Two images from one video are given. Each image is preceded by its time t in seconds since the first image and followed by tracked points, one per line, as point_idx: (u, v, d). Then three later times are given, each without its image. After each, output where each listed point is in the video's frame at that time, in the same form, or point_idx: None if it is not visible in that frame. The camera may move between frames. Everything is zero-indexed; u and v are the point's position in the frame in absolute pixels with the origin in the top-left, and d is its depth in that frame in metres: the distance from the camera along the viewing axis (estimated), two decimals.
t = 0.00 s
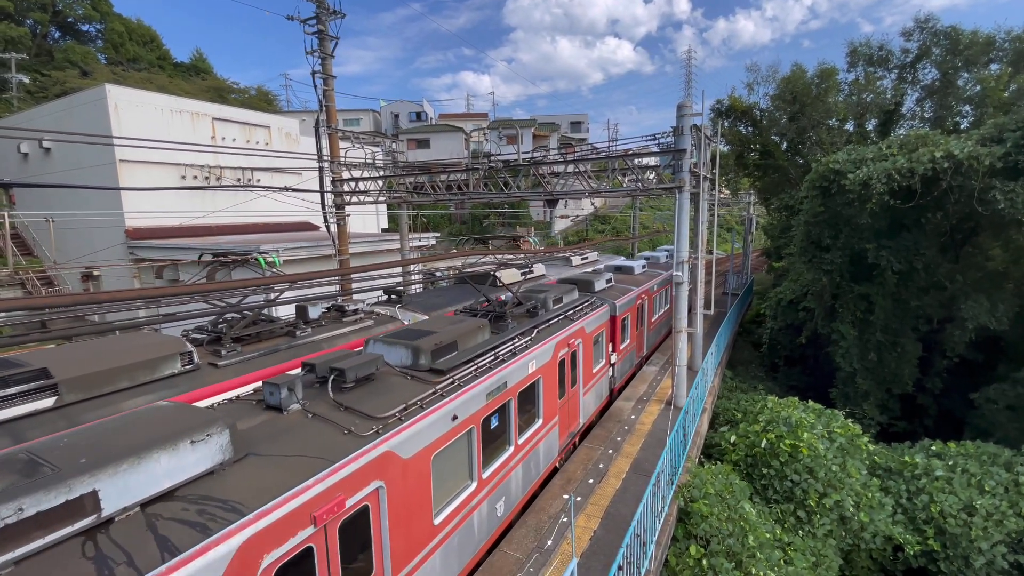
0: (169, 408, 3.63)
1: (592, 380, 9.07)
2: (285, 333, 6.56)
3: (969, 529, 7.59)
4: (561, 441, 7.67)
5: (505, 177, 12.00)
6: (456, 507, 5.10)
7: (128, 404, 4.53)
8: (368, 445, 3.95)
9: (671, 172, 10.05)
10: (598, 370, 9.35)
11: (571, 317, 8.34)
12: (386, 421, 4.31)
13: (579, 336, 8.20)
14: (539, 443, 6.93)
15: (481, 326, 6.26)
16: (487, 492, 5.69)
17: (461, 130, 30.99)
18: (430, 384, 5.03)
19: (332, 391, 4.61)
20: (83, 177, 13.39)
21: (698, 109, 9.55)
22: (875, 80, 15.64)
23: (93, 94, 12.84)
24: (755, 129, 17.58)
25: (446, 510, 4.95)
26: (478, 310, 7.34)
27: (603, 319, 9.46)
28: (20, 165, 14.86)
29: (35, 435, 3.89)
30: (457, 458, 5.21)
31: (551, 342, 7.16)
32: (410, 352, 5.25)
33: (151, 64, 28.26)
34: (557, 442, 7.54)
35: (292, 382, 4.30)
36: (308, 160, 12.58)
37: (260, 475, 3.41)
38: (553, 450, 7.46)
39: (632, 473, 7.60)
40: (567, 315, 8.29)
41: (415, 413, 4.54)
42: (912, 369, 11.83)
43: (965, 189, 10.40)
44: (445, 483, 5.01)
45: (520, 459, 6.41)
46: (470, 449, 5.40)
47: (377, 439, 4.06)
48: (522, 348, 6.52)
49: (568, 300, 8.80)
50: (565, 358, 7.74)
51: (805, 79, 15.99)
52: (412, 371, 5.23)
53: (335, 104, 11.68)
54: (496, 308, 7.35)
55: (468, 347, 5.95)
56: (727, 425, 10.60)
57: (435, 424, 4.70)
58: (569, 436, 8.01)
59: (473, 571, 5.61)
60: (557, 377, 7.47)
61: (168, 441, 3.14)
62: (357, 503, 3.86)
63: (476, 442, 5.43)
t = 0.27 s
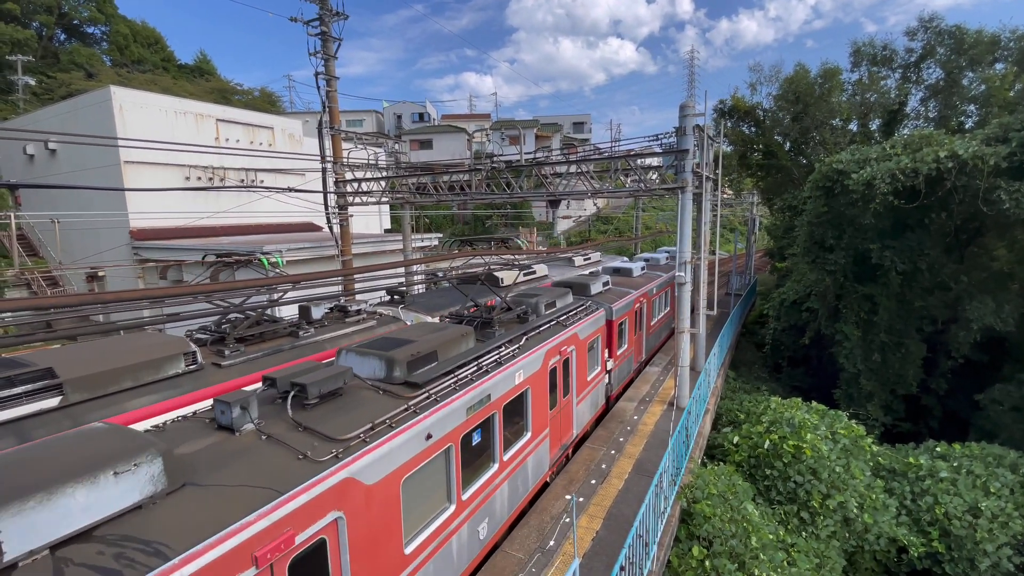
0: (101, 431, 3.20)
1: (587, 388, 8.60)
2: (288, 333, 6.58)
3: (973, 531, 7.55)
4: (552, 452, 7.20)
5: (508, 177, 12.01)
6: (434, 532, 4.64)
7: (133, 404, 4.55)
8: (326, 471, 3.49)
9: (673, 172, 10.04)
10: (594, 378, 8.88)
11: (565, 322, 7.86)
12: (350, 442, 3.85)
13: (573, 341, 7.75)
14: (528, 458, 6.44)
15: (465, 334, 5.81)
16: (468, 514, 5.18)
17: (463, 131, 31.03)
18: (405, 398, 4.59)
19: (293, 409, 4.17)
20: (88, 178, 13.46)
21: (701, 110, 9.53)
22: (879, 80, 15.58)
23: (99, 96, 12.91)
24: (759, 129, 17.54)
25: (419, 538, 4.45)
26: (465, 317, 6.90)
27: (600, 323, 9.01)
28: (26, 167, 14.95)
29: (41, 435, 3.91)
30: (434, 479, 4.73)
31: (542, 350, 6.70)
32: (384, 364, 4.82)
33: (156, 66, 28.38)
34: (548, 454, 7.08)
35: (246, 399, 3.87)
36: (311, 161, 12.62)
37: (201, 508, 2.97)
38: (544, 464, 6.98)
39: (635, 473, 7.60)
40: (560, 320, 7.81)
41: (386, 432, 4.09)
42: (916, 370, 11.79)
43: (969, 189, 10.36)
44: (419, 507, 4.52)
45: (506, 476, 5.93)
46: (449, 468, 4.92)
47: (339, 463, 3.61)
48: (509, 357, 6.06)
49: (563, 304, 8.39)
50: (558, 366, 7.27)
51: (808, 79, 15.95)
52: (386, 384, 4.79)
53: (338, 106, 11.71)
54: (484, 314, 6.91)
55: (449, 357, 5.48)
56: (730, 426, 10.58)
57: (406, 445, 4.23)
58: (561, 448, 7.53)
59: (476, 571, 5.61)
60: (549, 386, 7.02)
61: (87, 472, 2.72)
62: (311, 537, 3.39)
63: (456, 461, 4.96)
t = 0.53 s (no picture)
0: (40, 453, 2.81)
1: (583, 396, 8.15)
2: (291, 334, 6.60)
3: (977, 533, 7.52)
4: (544, 466, 6.79)
5: (510, 178, 12.00)
6: (412, 556, 4.26)
7: (136, 404, 4.55)
8: (283, 497, 3.12)
9: (676, 173, 10.03)
10: (590, 385, 8.44)
11: (559, 327, 7.42)
12: (315, 463, 3.47)
13: (567, 347, 7.30)
14: (517, 472, 6.02)
15: (451, 341, 5.35)
16: (450, 535, 4.78)
17: (466, 132, 31.08)
18: (381, 413, 4.19)
19: (255, 426, 3.77)
20: (92, 179, 13.52)
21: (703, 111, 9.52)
22: (882, 81, 15.54)
23: (102, 97, 12.97)
24: (761, 130, 17.53)
25: (395, 563, 4.09)
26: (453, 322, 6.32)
27: (596, 328, 8.51)
28: (30, 168, 15.01)
29: (45, 434, 3.93)
30: (411, 500, 4.33)
31: (534, 358, 6.28)
32: (360, 374, 4.37)
33: (159, 68, 28.48)
34: (540, 468, 6.67)
35: (203, 417, 3.49)
36: (314, 162, 12.64)
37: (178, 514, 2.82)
38: (536, 478, 6.55)
39: (637, 475, 7.58)
40: (553, 325, 7.36)
41: (355, 452, 3.70)
42: (919, 371, 11.78)
43: (973, 190, 10.34)
44: (395, 530, 4.13)
45: (493, 492, 5.53)
46: (428, 487, 4.52)
47: (300, 488, 3.24)
48: (497, 366, 5.65)
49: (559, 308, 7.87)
50: (550, 374, 6.84)
51: (811, 80, 15.93)
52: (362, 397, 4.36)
53: (341, 107, 11.74)
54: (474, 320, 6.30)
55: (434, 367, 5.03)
56: (732, 427, 10.57)
57: (378, 465, 3.84)
58: (554, 460, 7.10)
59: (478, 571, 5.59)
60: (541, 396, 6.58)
61: (7, 503, 2.34)
62: (266, 571, 3.02)
63: (436, 479, 4.56)
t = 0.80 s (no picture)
0: None
1: (577, 405, 7.77)
2: (293, 335, 6.61)
3: (979, 536, 7.49)
4: (534, 483, 6.41)
5: (511, 180, 12.00)
6: None
7: (137, 405, 4.56)
8: (227, 532, 2.80)
9: (677, 175, 10.03)
10: (585, 394, 8.05)
11: (551, 334, 7.04)
12: (266, 490, 3.16)
13: (559, 356, 6.92)
14: (503, 490, 5.65)
15: (430, 351, 5.15)
16: (428, 562, 4.42)
17: (467, 134, 31.11)
18: (348, 431, 3.90)
19: (208, 446, 3.50)
20: (94, 181, 13.55)
21: (704, 113, 9.52)
22: (883, 83, 15.54)
23: (105, 99, 13.00)
24: (762, 132, 17.54)
25: None
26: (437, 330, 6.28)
27: (590, 335, 8.09)
28: (32, 169, 15.05)
29: (47, 435, 3.93)
30: (381, 527, 3.97)
31: (522, 368, 5.91)
32: (329, 389, 4.16)
33: (161, 69, 28.54)
34: (530, 484, 6.29)
35: (149, 437, 3.23)
36: (315, 164, 12.65)
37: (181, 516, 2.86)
38: (524, 494, 6.17)
39: (638, 477, 7.57)
40: (544, 332, 6.97)
41: (315, 478, 3.37)
42: (921, 374, 11.77)
43: (975, 192, 10.32)
44: (363, 560, 3.79)
45: (477, 513, 5.16)
46: (402, 512, 4.16)
47: (247, 521, 2.91)
48: (481, 377, 5.29)
49: (551, 315, 7.53)
50: (540, 384, 6.47)
51: (812, 82, 15.94)
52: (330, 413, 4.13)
53: (343, 109, 11.75)
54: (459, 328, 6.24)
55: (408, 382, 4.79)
56: (734, 429, 10.55)
57: (340, 492, 3.49)
58: (544, 474, 6.72)
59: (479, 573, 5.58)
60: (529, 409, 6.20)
61: None
62: None
63: (411, 502, 4.20)
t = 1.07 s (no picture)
0: None
1: (568, 415, 7.47)
2: (292, 337, 6.61)
3: (978, 539, 7.48)
4: (523, 497, 6.10)
5: (511, 182, 12.01)
6: None
7: (135, 408, 4.54)
8: (167, 568, 2.49)
9: (676, 178, 10.03)
10: (577, 403, 7.75)
11: (541, 341, 6.75)
12: (217, 519, 2.84)
13: (549, 364, 6.64)
14: (489, 506, 5.34)
15: (411, 361, 4.82)
16: None
17: (466, 136, 31.15)
18: (315, 450, 3.60)
19: (159, 469, 3.19)
20: (93, 183, 13.53)
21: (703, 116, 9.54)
22: (882, 87, 15.59)
23: (104, 101, 13.01)
24: (761, 135, 17.58)
25: None
26: (422, 337, 5.94)
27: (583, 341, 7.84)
28: (32, 171, 15.05)
29: (45, 438, 3.92)
30: (351, 553, 3.65)
31: (508, 378, 5.62)
32: (298, 403, 3.86)
33: (161, 71, 28.57)
34: (518, 499, 5.98)
35: (87, 461, 2.90)
36: (314, 166, 12.63)
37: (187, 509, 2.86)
38: (511, 509, 5.85)
39: (638, 480, 7.56)
40: (533, 339, 6.68)
41: (274, 503, 3.07)
42: (920, 376, 11.77)
43: (973, 196, 10.34)
44: None
45: (459, 533, 4.84)
46: (375, 535, 3.85)
47: (191, 555, 2.59)
48: (464, 389, 4.99)
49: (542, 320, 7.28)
50: (529, 394, 6.18)
51: (811, 85, 15.98)
52: (299, 429, 3.82)
53: (342, 111, 11.77)
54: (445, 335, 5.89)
55: (387, 393, 4.46)
56: (733, 432, 10.55)
57: (304, 517, 3.18)
58: (534, 487, 6.41)
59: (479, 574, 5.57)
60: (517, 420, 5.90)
61: None
62: None
63: (385, 525, 3.89)
